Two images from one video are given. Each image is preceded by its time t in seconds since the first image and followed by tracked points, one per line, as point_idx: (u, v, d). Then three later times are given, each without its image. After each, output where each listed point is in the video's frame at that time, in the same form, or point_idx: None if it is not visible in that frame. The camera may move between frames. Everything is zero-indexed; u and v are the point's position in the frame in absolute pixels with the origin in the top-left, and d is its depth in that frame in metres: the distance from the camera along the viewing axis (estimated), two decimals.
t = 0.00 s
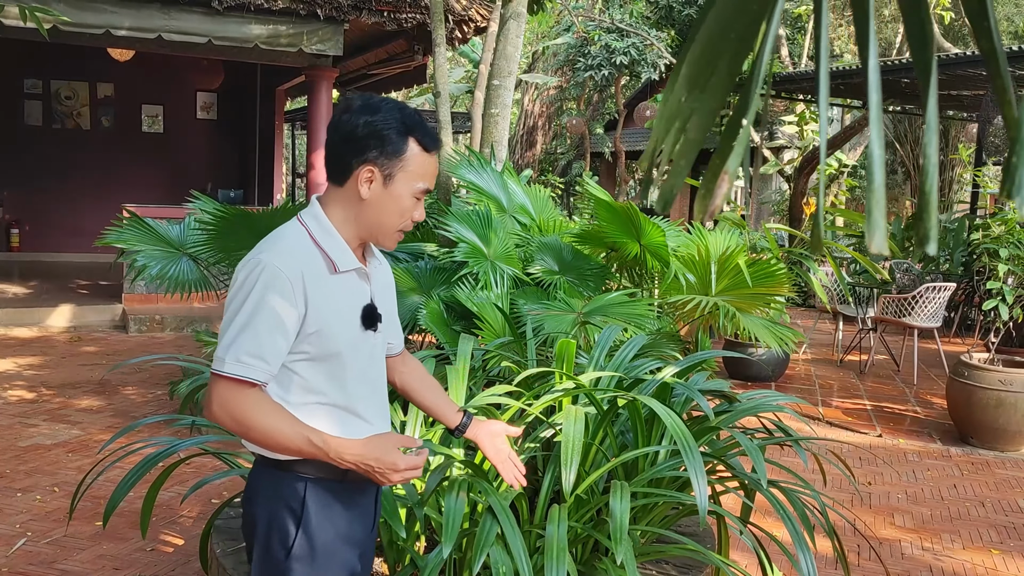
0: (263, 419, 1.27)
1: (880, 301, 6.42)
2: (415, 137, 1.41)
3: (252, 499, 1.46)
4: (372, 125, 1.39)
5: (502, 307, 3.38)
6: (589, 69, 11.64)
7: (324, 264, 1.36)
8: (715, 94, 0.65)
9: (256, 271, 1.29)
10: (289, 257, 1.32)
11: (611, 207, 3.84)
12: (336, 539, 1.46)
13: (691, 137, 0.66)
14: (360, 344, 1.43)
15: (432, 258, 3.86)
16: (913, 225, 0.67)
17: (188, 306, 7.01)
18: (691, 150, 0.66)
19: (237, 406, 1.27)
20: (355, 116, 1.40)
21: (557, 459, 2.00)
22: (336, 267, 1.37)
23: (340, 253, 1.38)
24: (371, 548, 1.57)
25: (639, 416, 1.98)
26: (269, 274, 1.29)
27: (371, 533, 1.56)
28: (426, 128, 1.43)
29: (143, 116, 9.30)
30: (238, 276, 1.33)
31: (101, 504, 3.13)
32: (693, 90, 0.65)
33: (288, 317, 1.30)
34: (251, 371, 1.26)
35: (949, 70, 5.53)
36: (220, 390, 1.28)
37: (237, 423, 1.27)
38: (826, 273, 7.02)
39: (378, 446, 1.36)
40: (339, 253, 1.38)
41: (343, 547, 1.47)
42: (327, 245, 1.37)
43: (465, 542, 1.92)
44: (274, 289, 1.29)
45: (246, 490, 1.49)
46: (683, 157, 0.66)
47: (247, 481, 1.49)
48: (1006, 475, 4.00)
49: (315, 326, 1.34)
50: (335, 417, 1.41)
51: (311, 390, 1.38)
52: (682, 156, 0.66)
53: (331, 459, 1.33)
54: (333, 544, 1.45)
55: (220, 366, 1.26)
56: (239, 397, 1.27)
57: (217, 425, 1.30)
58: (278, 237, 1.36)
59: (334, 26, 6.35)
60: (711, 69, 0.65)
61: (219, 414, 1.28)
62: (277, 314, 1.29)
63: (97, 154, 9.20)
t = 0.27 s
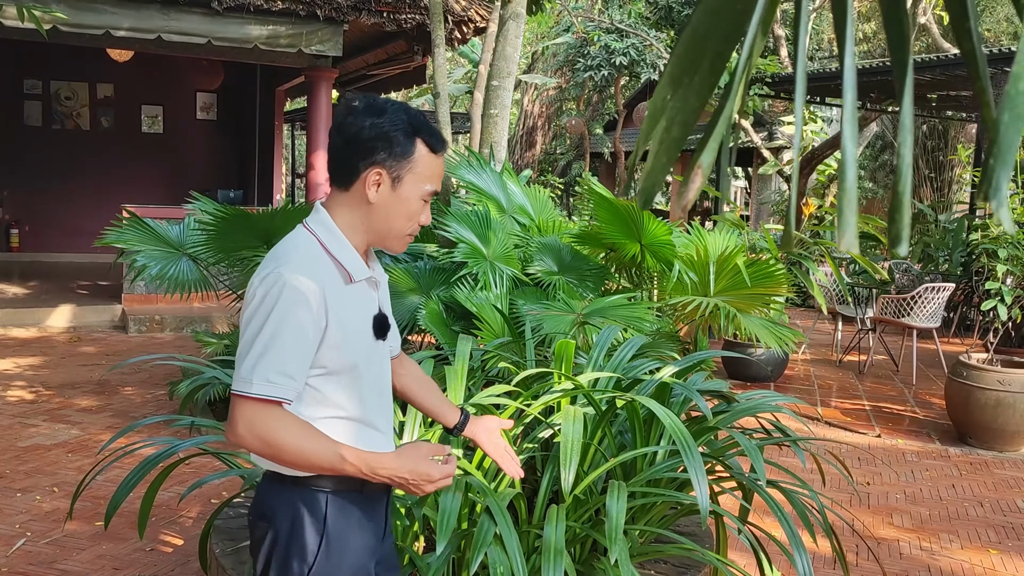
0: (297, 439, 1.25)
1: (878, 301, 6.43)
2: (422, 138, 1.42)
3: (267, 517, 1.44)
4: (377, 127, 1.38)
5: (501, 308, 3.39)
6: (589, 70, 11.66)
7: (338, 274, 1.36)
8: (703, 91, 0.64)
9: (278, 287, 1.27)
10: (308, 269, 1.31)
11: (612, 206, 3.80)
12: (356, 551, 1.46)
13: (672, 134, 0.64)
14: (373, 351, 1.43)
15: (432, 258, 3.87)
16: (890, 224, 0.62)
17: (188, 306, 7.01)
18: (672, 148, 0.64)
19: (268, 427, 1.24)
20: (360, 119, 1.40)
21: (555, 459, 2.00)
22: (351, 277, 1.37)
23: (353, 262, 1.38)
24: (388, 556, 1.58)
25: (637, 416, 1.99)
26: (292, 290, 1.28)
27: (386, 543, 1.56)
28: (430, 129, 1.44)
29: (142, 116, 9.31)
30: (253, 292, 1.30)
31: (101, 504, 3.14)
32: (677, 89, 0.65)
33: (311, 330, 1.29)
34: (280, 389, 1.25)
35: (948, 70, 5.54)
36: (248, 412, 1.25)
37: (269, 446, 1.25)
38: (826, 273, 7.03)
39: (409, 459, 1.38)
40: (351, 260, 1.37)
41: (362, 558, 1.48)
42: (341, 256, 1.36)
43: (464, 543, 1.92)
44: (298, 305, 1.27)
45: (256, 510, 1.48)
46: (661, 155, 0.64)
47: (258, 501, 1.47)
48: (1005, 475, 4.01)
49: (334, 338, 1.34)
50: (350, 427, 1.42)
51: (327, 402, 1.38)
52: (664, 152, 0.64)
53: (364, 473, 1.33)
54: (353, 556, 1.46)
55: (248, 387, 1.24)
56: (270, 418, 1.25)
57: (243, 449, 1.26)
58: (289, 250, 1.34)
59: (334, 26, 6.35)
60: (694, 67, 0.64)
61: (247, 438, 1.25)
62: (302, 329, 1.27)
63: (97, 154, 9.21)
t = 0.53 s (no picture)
0: (310, 446, 1.23)
1: (878, 301, 6.43)
2: (440, 142, 1.43)
3: (270, 523, 1.44)
4: (398, 130, 1.39)
5: (500, 308, 3.39)
6: (589, 70, 11.66)
7: (355, 280, 1.36)
8: (727, 91, 0.66)
9: (297, 292, 1.27)
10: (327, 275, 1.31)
11: (611, 205, 3.83)
12: (360, 555, 1.46)
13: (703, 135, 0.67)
14: (383, 358, 1.43)
15: (431, 258, 3.88)
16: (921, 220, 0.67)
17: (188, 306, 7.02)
18: (703, 149, 0.67)
19: (279, 434, 1.22)
20: (380, 122, 1.40)
21: (554, 460, 2.00)
22: (366, 283, 1.38)
23: (369, 268, 1.38)
24: (389, 559, 1.58)
25: (636, 416, 1.99)
26: (311, 295, 1.27)
27: (388, 546, 1.57)
28: (448, 134, 1.45)
29: (142, 117, 9.32)
30: (270, 296, 1.29)
31: (101, 504, 3.14)
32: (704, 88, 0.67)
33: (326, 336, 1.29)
34: (295, 395, 1.24)
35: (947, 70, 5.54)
36: (260, 417, 1.23)
37: (281, 453, 1.22)
38: (825, 273, 7.04)
39: (418, 467, 1.34)
40: (367, 266, 1.38)
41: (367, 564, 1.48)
42: (358, 262, 1.37)
43: (463, 543, 1.92)
44: (317, 311, 1.27)
45: (257, 516, 1.47)
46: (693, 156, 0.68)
47: (259, 508, 1.47)
48: (1004, 476, 4.01)
49: (347, 344, 1.34)
50: (355, 434, 1.41)
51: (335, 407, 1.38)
52: (695, 154, 0.67)
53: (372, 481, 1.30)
54: (358, 561, 1.46)
55: (264, 393, 1.23)
56: (283, 423, 1.23)
57: (252, 455, 1.24)
58: (306, 253, 1.34)
59: (334, 26, 6.35)
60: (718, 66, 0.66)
61: (258, 444, 1.23)
62: (318, 336, 1.27)
63: (97, 154, 9.21)
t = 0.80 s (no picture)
0: (326, 444, 1.23)
1: (877, 301, 6.43)
2: (463, 145, 1.44)
3: (278, 522, 1.45)
4: (423, 134, 1.40)
5: (500, 308, 3.40)
6: (588, 69, 11.65)
7: (374, 281, 1.36)
8: (740, 84, 0.71)
9: (317, 289, 1.28)
10: (347, 275, 1.31)
11: (609, 206, 3.88)
12: (367, 557, 1.46)
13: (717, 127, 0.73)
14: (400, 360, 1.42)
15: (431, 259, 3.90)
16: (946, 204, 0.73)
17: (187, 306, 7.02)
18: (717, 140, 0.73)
19: (296, 430, 1.22)
20: (404, 127, 1.41)
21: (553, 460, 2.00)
22: (385, 285, 1.38)
23: (388, 270, 1.38)
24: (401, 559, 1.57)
25: (635, 417, 1.99)
26: (330, 293, 1.28)
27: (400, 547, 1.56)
28: (470, 138, 1.46)
29: (141, 116, 9.31)
30: (291, 293, 1.29)
31: (100, 504, 3.14)
32: (718, 82, 0.73)
33: (344, 335, 1.30)
34: (313, 393, 1.24)
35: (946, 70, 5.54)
36: (278, 413, 1.23)
37: (298, 449, 1.22)
38: (824, 273, 7.04)
39: (433, 466, 1.33)
40: (388, 268, 1.38)
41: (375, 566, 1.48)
42: (378, 264, 1.37)
43: (463, 543, 1.92)
44: (336, 309, 1.28)
45: (267, 514, 1.48)
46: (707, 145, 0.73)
47: (268, 505, 1.48)
48: (1003, 475, 4.01)
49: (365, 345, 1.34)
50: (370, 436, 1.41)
51: (352, 409, 1.38)
52: (709, 143, 0.73)
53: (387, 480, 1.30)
54: (366, 562, 1.46)
55: (282, 389, 1.23)
56: (299, 421, 1.23)
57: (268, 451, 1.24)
58: (326, 253, 1.35)
59: (333, 26, 6.35)
60: (733, 61, 0.72)
61: (274, 439, 1.23)
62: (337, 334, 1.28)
63: (96, 154, 9.21)
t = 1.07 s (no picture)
0: (349, 424, 1.24)
1: (872, 301, 6.45)
2: (483, 138, 1.45)
3: (311, 522, 1.46)
4: (442, 129, 1.41)
5: (495, 308, 3.41)
6: (583, 70, 11.66)
7: (398, 269, 1.36)
8: (744, 78, 0.72)
9: (338, 275, 1.29)
10: (369, 261, 1.32)
11: (603, 207, 3.92)
12: (394, 558, 1.45)
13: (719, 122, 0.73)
14: (429, 351, 1.41)
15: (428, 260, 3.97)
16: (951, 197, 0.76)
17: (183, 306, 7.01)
18: (719, 134, 0.74)
19: (319, 411, 1.24)
20: (423, 122, 1.42)
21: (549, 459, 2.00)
22: (410, 274, 1.37)
23: (413, 258, 1.38)
24: (435, 567, 1.57)
25: (630, 417, 1.99)
26: (350, 278, 1.29)
27: (433, 554, 1.55)
28: (490, 132, 1.47)
29: (136, 116, 9.29)
30: (315, 279, 1.31)
31: (95, 504, 3.13)
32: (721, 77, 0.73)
33: (367, 320, 1.30)
34: (335, 374, 1.24)
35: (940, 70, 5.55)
36: (303, 395, 1.24)
37: (322, 431, 1.24)
38: (819, 273, 7.06)
39: (458, 450, 1.34)
40: (413, 257, 1.38)
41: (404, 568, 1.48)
42: (402, 252, 1.37)
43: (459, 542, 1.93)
44: (356, 294, 1.28)
45: (301, 517, 1.49)
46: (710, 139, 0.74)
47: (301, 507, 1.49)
48: (997, 474, 4.02)
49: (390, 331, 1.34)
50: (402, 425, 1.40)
51: (381, 397, 1.37)
52: (712, 139, 0.74)
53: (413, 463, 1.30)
54: (393, 564, 1.45)
55: (303, 369, 1.24)
56: (323, 403, 1.24)
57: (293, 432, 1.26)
58: (351, 243, 1.36)
59: (328, 26, 6.35)
60: (735, 58, 0.73)
61: (297, 421, 1.25)
62: (358, 317, 1.28)
63: (91, 154, 9.19)
